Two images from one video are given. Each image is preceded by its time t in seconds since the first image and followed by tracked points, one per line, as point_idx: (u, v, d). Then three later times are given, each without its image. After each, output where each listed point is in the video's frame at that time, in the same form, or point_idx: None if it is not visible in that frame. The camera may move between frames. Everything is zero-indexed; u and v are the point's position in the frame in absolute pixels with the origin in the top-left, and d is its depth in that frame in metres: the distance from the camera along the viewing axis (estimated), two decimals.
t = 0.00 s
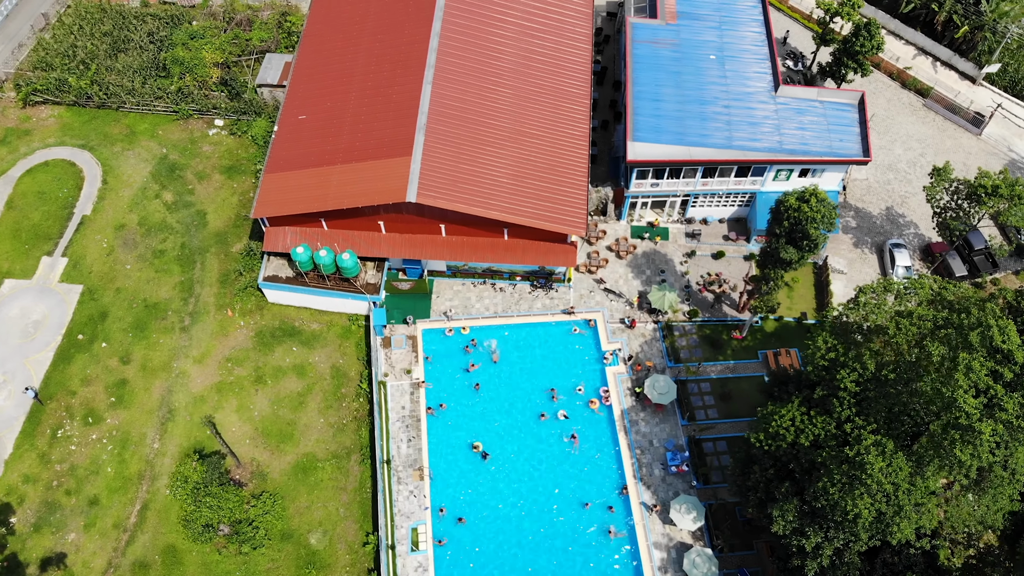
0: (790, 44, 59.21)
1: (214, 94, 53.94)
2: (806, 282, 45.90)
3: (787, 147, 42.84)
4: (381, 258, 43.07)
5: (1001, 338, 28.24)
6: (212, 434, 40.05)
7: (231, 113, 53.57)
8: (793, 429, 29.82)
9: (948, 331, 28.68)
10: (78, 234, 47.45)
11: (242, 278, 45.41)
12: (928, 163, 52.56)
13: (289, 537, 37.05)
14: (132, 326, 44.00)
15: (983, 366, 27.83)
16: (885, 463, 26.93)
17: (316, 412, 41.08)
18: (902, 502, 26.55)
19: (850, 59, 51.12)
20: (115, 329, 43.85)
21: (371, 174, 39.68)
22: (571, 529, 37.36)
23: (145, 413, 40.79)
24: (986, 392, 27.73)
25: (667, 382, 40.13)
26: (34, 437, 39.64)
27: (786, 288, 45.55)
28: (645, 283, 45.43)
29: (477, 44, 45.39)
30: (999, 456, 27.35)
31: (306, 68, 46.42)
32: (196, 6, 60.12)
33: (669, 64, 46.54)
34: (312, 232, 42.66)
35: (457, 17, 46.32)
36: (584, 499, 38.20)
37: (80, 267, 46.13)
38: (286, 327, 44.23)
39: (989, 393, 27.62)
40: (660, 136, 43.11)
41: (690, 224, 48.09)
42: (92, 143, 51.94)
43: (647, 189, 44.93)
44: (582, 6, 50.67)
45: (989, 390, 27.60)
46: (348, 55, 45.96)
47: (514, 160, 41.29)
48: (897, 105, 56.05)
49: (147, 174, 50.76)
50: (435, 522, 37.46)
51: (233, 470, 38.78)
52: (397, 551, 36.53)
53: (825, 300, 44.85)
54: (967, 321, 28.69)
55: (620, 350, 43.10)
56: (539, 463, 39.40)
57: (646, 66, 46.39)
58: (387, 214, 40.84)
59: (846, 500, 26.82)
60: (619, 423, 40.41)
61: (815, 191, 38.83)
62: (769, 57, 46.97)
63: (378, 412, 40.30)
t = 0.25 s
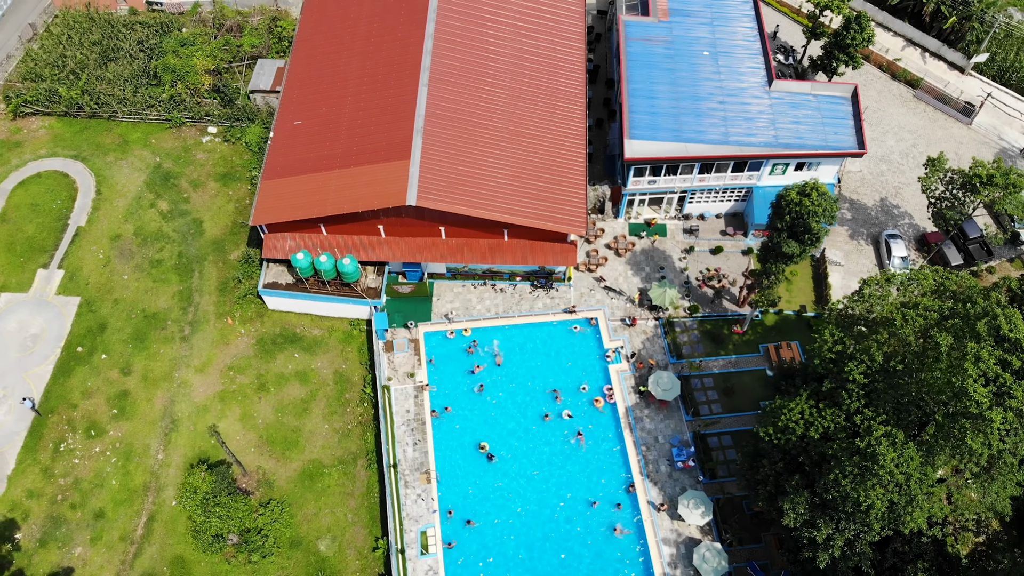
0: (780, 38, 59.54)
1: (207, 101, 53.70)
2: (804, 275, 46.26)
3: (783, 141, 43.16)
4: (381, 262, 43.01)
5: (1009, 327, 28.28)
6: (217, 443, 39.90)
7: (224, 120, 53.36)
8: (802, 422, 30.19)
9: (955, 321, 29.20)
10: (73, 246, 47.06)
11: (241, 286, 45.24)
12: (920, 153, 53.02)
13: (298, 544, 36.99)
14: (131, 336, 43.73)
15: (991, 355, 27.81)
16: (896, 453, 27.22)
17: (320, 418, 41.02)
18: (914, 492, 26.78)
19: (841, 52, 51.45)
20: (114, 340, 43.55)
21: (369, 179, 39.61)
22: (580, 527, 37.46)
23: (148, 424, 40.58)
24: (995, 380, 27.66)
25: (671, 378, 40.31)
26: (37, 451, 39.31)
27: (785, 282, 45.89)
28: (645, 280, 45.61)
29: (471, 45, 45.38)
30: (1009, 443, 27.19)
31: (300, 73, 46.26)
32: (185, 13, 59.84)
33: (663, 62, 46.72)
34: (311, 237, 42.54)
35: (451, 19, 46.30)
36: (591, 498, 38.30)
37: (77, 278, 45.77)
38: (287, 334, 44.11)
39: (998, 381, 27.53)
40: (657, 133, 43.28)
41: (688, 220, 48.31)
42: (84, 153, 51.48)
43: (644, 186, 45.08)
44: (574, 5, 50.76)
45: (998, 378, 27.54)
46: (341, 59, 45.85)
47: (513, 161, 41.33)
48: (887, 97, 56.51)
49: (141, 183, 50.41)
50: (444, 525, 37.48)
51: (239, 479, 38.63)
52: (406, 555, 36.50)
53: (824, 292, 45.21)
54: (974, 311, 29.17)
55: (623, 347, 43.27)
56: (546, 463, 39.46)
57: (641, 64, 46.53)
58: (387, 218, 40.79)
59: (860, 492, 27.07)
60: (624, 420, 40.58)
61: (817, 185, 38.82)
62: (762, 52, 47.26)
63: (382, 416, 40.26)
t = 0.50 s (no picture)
0: (768, 32, 59.87)
1: (199, 110, 53.39)
2: (802, 267, 46.69)
3: (778, 134, 43.51)
4: (382, 267, 42.93)
5: (1017, 313, 28.35)
6: (224, 454, 39.73)
7: (217, 128, 53.09)
8: (813, 414, 30.66)
9: (962, 309, 29.55)
10: (69, 260, 46.62)
11: (241, 295, 45.04)
12: (911, 142, 53.52)
13: (310, 552, 36.93)
14: (132, 350, 43.41)
15: (1002, 342, 27.94)
16: (909, 442, 27.59)
17: (327, 426, 40.95)
18: (927, 478, 27.13)
19: (830, 44, 51.79)
20: (115, 354, 43.22)
21: (368, 184, 39.52)
22: (591, 525, 37.59)
23: (153, 437, 40.34)
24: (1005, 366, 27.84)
25: (675, 374, 40.54)
26: (41, 469, 38.95)
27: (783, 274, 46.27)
28: (645, 277, 45.81)
29: (465, 47, 45.37)
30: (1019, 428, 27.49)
31: (293, 80, 46.07)
32: (172, 22, 59.48)
33: (656, 58, 46.94)
34: (311, 244, 42.39)
35: (443, 22, 46.25)
36: (600, 496, 38.42)
37: (74, 292, 45.35)
38: (289, 342, 43.99)
39: (1008, 368, 27.70)
40: (653, 131, 43.49)
41: (685, 216, 48.55)
42: (76, 166, 50.97)
43: (641, 183, 45.25)
44: (565, 4, 50.84)
45: (1009, 365, 27.71)
46: (334, 64, 45.72)
47: (511, 161, 41.39)
48: (877, 87, 56.98)
49: (135, 195, 50.00)
50: (455, 528, 37.49)
51: (247, 489, 38.46)
52: (419, 560, 36.44)
53: (823, 283, 45.58)
54: (981, 299, 29.38)
55: (626, 344, 43.44)
56: (554, 462, 39.57)
57: (634, 61, 46.73)
58: (387, 223, 40.71)
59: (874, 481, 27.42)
60: (630, 417, 40.76)
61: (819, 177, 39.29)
62: (753, 46, 47.58)
63: (389, 422, 40.19)
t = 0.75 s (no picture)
0: (757, 25, 60.17)
1: (190, 119, 53.07)
2: (800, 258, 47.04)
3: (773, 127, 43.80)
4: (383, 272, 42.85)
5: None
6: (231, 465, 39.55)
7: (209, 137, 52.77)
8: (824, 405, 31.18)
9: (971, 296, 30.01)
10: (65, 275, 46.19)
11: (241, 305, 44.83)
12: (901, 130, 54.02)
13: (322, 561, 36.86)
14: (133, 363, 43.09)
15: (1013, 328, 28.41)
16: (921, 430, 27.97)
17: (333, 433, 40.87)
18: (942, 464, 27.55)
19: (820, 36, 52.10)
20: (116, 368, 42.89)
21: (368, 190, 39.42)
22: (602, 522, 37.71)
23: (158, 450, 40.10)
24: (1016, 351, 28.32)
25: (680, 369, 40.75)
26: (46, 487, 38.60)
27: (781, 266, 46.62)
28: (645, 273, 45.98)
29: (458, 49, 45.35)
30: None
31: (286, 86, 45.86)
32: (160, 32, 59.07)
33: (648, 55, 47.13)
34: (311, 251, 42.26)
35: (435, 24, 46.19)
36: (610, 493, 38.55)
37: (72, 307, 44.95)
38: (292, 350, 43.86)
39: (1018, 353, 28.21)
40: (649, 127, 43.66)
41: (682, 211, 48.78)
42: (68, 180, 50.50)
43: (638, 180, 45.37)
44: (556, 3, 50.92)
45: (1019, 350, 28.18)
46: (327, 70, 45.56)
47: (509, 162, 41.43)
48: (865, 77, 57.45)
49: (129, 207, 49.60)
50: (467, 530, 37.50)
51: (256, 500, 38.30)
52: (432, 564, 36.40)
53: (821, 273, 45.96)
54: (988, 286, 29.96)
55: (629, 341, 43.60)
56: (563, 461, 39.67)
57: (627, 59, 46.90)
58: (387, 227, 40.64)
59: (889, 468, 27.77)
60: (636, 413, 40.93)
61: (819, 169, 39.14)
62: (745, 40, 47.84)
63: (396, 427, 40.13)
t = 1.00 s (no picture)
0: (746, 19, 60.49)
1: (183, 128, 52.78)
2: (797, 250, 47.38)
3: (768, 121, 44.09)
4: (383, 276, 42.79)
5: None
6: (237, 475, 39.42)
7: (202, 145, 52.49)
8: (832, 396, 31.79)
9: (976, 284, 30.00)
10: (62, 289, 45.82)
11: (241, 313, 44.65)
12: (892, 121, 54.47)
13: (332, 567, 36.80)
14: (134, 375, 42.82)
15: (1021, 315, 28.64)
16: (931, 418, 28.38)
17: (339, 439, 40.81)
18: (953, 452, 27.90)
19: (809, 28, 52.38)
20: (117, 381, 42.60)
21: (367, 194, 39.33)
22: (611, 520, 37.85)
23: (163, 462, 39.88)
24: None
25: (683, 364, 40.94)
26: (51, 502, 38.32)
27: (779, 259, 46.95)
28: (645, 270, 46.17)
29: (451, 51, 45.32)
30: None
31: (280, 92, 45.65)
32: (148, 41, 58.73)
33: (641, 52, 47.30)
34: (311, 258, 42.16)
35: (428, 26, 46.14)
36: (618, 491, 38.69)
37: (70, 321, 44.61)
38: (294, 358, 43.73)
39: None
40: (645, 124, 43.84)
41: (679, 206, 48.99)
42: (61, 192, 50.08)
43: (635, 177, 45.51)
44: (547, 2, 50.99)
45: None
46: (320, 75, 45.42)
47: (507, 162, 41.47)
48: (855, 68, 57.88)
49: (124, 218, 49.26)
50: (476, 532, 37.51)
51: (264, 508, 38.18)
52: (443, 567, 36.39)
53: (819, 265, 46.33)
54: (993, 274, 29.95)
55: (631, 338, 43.76)
56: (570, 460, 39.79)
57: (620, 57, 47.04)
58: (387, 231, 40.58)
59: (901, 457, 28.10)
60: (641, 410, 41.11)
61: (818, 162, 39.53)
62: (737, 35, 48.12)
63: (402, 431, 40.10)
